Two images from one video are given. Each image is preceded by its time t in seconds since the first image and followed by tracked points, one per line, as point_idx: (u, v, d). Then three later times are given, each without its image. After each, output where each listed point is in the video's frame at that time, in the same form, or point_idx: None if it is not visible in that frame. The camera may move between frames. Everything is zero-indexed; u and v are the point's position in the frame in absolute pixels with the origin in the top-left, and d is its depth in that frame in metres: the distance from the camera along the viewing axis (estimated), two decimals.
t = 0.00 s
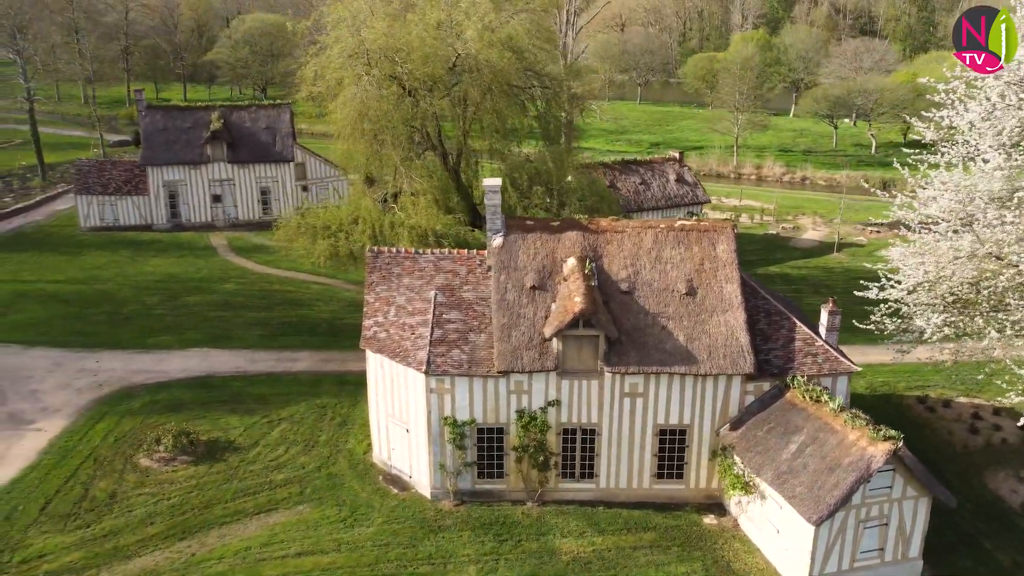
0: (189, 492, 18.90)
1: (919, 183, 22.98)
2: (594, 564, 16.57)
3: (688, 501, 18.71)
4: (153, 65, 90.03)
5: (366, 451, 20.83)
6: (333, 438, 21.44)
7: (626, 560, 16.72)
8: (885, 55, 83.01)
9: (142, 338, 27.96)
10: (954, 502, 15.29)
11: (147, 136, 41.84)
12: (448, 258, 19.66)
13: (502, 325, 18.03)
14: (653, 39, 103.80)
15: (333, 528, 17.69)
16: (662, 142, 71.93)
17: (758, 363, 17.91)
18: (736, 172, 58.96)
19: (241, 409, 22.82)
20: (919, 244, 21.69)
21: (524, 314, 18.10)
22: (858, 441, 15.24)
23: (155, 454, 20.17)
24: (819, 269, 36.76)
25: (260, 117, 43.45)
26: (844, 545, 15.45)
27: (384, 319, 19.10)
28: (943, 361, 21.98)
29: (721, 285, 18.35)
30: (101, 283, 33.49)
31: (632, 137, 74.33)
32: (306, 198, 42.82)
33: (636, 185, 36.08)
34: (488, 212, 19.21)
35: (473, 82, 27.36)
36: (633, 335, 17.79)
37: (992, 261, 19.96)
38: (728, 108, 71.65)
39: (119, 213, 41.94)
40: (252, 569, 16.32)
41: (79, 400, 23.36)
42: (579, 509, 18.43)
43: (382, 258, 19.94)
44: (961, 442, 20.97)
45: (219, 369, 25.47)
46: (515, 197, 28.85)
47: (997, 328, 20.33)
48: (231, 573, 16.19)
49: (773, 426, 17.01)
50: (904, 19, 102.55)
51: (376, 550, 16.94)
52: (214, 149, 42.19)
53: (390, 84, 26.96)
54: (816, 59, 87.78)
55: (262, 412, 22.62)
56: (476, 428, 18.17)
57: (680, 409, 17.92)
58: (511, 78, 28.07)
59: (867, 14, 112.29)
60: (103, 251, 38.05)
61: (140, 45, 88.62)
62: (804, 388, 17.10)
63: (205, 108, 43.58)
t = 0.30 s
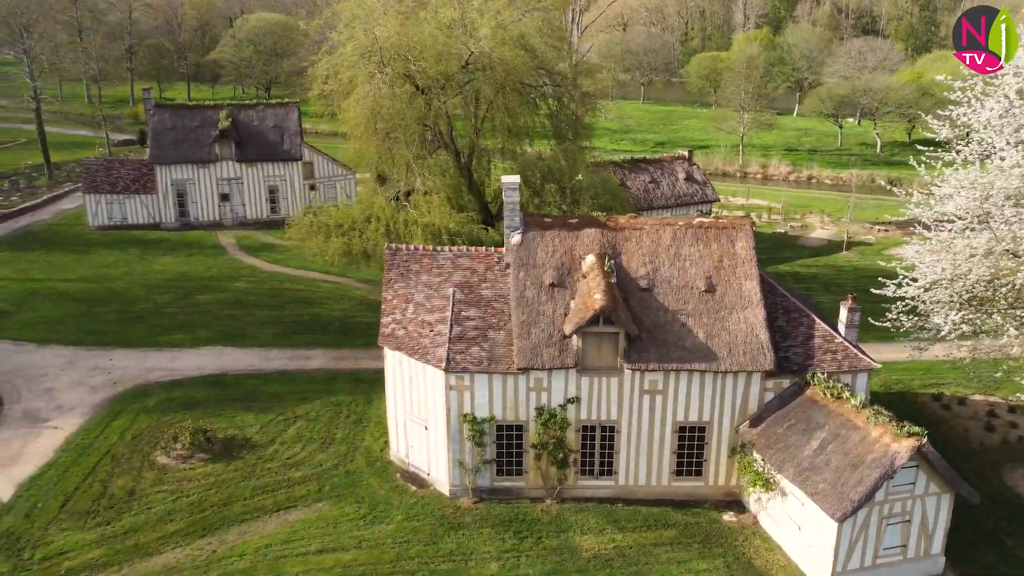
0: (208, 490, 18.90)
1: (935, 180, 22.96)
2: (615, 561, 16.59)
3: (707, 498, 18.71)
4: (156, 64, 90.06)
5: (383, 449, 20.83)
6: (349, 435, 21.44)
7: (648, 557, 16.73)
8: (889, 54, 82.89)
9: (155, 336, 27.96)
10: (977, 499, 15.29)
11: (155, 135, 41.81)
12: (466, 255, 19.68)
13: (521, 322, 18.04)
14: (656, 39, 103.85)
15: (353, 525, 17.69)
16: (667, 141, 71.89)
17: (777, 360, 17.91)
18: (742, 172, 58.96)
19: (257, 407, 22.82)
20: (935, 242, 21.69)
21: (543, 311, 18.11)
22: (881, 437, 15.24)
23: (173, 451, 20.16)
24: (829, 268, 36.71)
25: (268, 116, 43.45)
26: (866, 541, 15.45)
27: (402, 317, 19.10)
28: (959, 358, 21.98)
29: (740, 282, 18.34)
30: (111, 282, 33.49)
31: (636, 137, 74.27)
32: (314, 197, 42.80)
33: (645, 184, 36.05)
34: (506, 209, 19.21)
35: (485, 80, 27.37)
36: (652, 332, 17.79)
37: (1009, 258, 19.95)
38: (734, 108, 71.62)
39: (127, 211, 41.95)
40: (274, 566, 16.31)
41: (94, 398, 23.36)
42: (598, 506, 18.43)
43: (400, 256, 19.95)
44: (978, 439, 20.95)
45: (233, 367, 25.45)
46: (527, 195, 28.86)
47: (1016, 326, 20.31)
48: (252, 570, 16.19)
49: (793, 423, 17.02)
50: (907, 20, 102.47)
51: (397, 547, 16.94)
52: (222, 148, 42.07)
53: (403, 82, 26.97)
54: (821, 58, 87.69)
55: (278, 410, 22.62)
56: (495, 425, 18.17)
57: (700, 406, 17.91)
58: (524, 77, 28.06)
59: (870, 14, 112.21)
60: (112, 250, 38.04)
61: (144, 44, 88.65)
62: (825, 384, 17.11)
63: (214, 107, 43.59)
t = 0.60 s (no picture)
0: (227, 487, 18.88)
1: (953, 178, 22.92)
2: (637, 558, 16.58)
3: (726, 496, 18.70)
4: (160, 64, 90.13)
5: (401, 447, 20.81)
6: (366, 434, 21.42)
7: (669, 555, 16.72)
8: (893, 53, 82.89)
9: (167, 334, 27.96)
10: (1001, 496, 15.27)
11: (164, 134, 41.80)
12: (484, 253, 19.69)
13: (541, 319, 18.03)
14: (659, 39, 103.91)
15: (373, 522, 17.67)
16: (672, 140, 71.90)
17: (797, 358, 17.90)
18: (748, 171, 58.97)
19: (273, 405, 22.81)
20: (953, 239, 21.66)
21: (563, 308, 18.09)
22: (905, 434, 15.22)
23: (190, 449, 20.15)
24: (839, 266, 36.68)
25: (277, 115, 43.43)
26: (889, 538, 15.42)
27: (421, 314, 19.09)
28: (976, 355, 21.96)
29: (760, 280, 18.32)
30: (122, 280, 33.50)
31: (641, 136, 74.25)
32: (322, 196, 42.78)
33: (655, 183, 36.02)
34: (525, 207, 19.21)
35: (498, 78, 27.36)
36: (673, 329, 17.76)
37: None
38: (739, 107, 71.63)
39: (135, 211, 41.97)
40: (295, 563, 16.29)
41: (108, 396, 23.35)
42: (617, 504, 18.41)
43: (418, 254, 19.97)
44: (996, 437, 20.94)
45: (246, 365, 25.44)
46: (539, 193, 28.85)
47: None
48: (275, 567, 16.18)
49: (815, 420, 17.00)
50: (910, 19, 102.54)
51: (418, 545, 16.92)
52: (230, 147, 42.05)
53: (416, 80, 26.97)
54: (825, 57, 87.65)
55: (294, 408, 22.60)
56: (515, 422, 18.14)
57: (720, 404, 17.90)
58: (537, 75, 28.05)
59: (872, 13, 112.27)
60: (122, 249, 38.03)
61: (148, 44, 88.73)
62: (846, 382, 17.10)
63: (222, 106, 43.56)
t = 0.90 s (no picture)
0: (246, 486, 18.85)
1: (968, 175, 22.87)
2: (659, 556, 16.56)
3: (745, 494, 18.68)
4: (164, 64, 90.21)
5: (418, 445, 20.80)
6: (382, 432, 21.39)
7: (691, 552, 16.71)
8: (897, 53, 82.93)
9: (180, 333, 27.96)
10: None
11: (172, 132, 41.78)
12: (503, 251, 19.72)
13: (561, 317, 18.02)
14: (663, 39, 104.00)
15: (393, 520, 17.65)
16: (677, 140, 71.96)
17: (817, 355, 17.90)
18: (754, 170, 58.99)
19: (288, 403, 22.80)
20: (969, 237, 21.65)
21: (583, 306, 18.09)
22: (929, 431, 15.20)
23: (208, 447, 20.12)
24: (850, 264, 36.72)
25: (285, 114, 43.41)
26: (913, 536, 15.40)
27: (440, 312, 19.10)
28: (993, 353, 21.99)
29: (779, 278, 18.30)
30: (132, 279, 33.48)
31: (646, 135, 74.27)
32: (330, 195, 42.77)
33: (665, 182, 36.00)
34: (544, 204, 19.21)
35: (512, 77, 27.36)
36: (693, 327, 17.74)
37: None
38: (744, 107, 71.62)
39: (143, 210, 41.99)
40: (317, 561, 16.27)
41: (123, 394, 23.35)
42: (637, 502, 18.39)
43: (436, 252, 20.01)
44: (1013, 435, 20.94)
45: (260, 364, 25.42)
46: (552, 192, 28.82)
47: None
48: (297, 565, 16.15)
49: (835, 418, 17.00)
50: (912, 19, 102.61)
51: (439, 542, 16.89)
52: (239, 146, 41.99)
53: (430, 79, 26.97)
54: (829, 57, 87.69)
55: (309, 406, 22.59)
56: (534, 420, 18.12)
57: (740, 401, 17.88)
58: (550, 73, 28.04)
59: (874, 14, 112.37)
60: (131, 248, 38.02)
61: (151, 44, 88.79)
62: (866, 379, 17.10)
63: (230, 105, 43.56)
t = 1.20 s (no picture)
0: (267, 483, 18.86)
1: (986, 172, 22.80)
2: (683, 554, 16.56)
3: (767, 492, 18.68)
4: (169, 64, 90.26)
5: (437, 443, 20.80)
6: (401, 430, 21.39)
7: (714, 549, 16.71)
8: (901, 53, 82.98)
9: (194, 331, 27.97)
10: None
11: (181, 131, 41.77)
12: (523, 249, 19.74)
13: (583, 315, 18.04)
14: (667, 39, 104.02)
15: (415, 518, 17.65)
16: (683, 139, 71.98)
17: (840, 353, 17.90)
18: (761, 169, 59.00)
19: (305, 401, 22.80)
20: (988, 235, 21.62)
21: (605, 303, 18.10)
22: (955, 428, 15.20)
23: (227, 446, 20.12)
24: (861, 263, 36.73)
25: (294, 113, 43.40)
26: (939, 533, 15.40)
27: (460, 310, 19.12)
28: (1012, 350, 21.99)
29: (801, 276, 18.31)
30: (144, 278, 33.50)
31: (651, 134, 74.28)
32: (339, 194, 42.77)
33: (676, 181, 36.03)
34: (565, 202, 19.22)
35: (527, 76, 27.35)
36: (715, 325, 17.74)
37: None
38: (749, 106, 71.62)
39: (153, 209, 42.04)
40: (342, 558, 16.28)
41: (140, 392, 23.38)
42: (658, 500, 18.39)
43: (457, 250, 20.05)
44: None
45: (276, 362, 25.43)
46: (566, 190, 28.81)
47: None
48: (321, 562, 16.16)
49: (858, 416, 17.00)
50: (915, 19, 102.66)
51: (462, 540, 16.89)
52: (248, 145, 41.97)
53: (444, 77, 26.97)
54: (833, 57, 87.74)
55: (327, 404, 22.60)
56: (556, 418, 18.11)
57: (762, 399, 17.88)
58: (565, 72, 28.03)
59: (877, 13, 112.44)
60: (141, 247, 38.03)
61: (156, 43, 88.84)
62: (889, 376, 17.10)
63: (239, 104, 43.55)
